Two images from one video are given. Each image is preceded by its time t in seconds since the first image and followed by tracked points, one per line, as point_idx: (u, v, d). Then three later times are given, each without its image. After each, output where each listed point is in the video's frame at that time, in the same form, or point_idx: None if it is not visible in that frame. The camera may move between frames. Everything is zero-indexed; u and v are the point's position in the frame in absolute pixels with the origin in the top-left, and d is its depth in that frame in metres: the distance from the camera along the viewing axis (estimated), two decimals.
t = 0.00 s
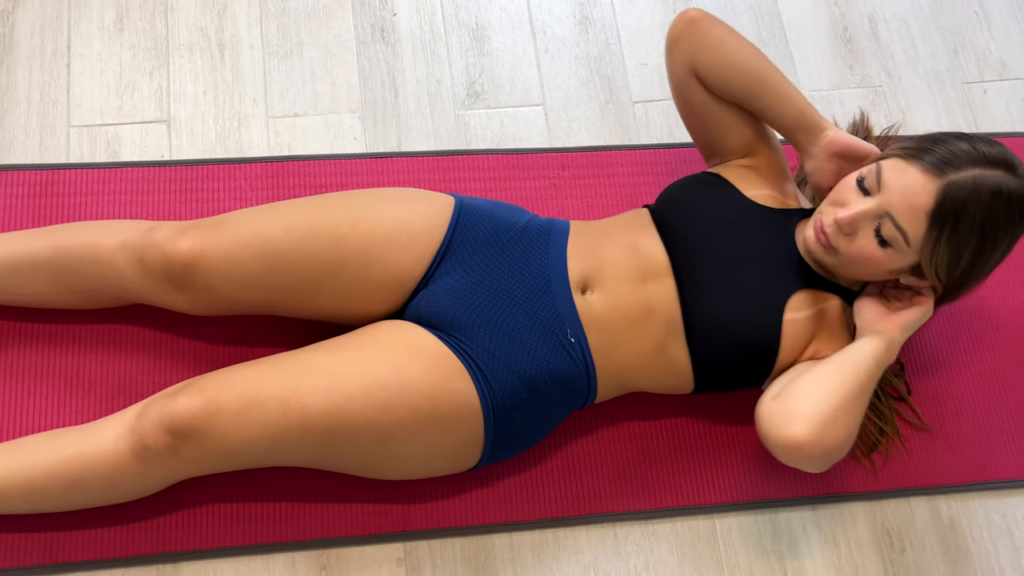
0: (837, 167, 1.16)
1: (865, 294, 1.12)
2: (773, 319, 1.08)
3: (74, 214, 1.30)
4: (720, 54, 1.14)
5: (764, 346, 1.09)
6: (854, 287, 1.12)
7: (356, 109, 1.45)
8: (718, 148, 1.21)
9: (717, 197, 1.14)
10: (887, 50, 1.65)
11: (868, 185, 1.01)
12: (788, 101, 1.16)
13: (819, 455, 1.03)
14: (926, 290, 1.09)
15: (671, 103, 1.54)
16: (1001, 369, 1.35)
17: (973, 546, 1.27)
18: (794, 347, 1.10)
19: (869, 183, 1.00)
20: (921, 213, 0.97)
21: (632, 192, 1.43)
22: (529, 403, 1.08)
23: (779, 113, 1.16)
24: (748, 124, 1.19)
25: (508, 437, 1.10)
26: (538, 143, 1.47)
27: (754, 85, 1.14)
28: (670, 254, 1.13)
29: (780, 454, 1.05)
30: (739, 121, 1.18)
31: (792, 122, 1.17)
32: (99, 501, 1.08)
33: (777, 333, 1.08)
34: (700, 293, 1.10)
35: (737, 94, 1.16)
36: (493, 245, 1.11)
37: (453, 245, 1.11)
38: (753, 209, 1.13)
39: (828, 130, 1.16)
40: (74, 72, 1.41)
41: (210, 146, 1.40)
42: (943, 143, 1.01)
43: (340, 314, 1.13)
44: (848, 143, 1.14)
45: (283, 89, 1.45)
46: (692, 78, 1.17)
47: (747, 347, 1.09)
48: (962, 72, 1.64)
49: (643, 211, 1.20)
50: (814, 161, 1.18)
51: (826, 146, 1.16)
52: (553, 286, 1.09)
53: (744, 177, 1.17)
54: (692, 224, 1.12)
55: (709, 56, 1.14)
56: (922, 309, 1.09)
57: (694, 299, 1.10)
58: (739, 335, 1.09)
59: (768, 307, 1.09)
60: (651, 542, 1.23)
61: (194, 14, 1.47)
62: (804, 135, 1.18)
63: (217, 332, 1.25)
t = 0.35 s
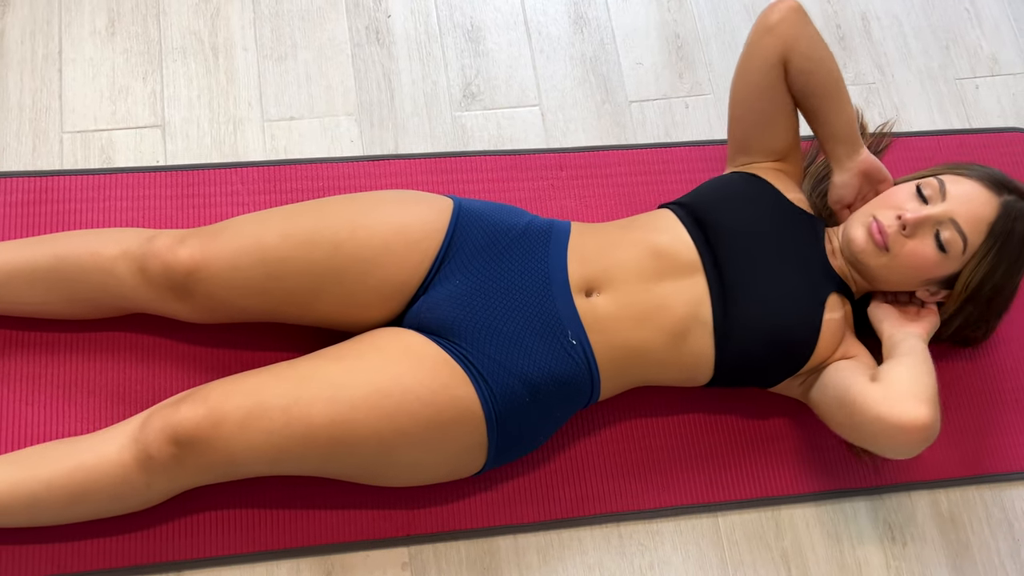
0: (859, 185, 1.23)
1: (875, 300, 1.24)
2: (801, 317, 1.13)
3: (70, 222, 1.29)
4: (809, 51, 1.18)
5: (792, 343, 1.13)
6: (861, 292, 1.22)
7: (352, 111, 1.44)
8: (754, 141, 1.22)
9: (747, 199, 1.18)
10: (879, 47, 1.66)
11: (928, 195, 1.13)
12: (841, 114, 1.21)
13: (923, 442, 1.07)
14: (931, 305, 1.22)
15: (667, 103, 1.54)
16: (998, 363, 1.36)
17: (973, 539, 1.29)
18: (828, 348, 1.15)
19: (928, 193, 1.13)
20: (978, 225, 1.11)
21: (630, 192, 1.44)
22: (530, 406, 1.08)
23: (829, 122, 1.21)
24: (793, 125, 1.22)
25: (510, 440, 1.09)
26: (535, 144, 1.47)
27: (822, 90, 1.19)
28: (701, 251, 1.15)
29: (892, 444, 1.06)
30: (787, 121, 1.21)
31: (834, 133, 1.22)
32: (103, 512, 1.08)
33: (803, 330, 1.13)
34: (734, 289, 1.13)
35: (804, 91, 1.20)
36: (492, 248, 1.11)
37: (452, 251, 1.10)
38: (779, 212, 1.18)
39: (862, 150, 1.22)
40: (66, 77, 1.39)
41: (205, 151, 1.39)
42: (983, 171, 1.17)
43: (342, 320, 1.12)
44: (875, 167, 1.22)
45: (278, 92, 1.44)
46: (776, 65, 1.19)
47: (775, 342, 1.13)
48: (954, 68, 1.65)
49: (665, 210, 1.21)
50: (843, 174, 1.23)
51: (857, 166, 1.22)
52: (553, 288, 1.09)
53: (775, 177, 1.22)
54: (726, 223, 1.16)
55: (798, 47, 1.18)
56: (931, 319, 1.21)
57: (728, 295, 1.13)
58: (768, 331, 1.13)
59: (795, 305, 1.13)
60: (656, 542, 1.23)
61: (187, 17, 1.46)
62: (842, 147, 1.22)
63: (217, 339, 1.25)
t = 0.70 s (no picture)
0: (855, 194, 1.25)
1: (870, 300, 1.27)
2: (808, 314, 1.15)
3: (62, 227, 1.28)
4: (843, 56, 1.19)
5: (798, 338, 1.14)
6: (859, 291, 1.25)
7: (346, 112, 1.44)
8: (769, 134, 1.22)
9: (758, 196, 1.19)
10: (871, 43, 1.66)
11: (933, 195, 1.16)
12: (854, 123, 1.23)
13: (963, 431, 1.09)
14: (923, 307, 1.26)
15: (661, 101, 1.54)
16: (993, 356, 1.37)
17: (970, 531, 1.29)
18: (833, 345, 1.18)
19: (933, 194, 1.16)
20: (981, 225, 1.15)
21: (625, 190, 1.44)
22: (526, 405, 1.08)
23: (843, 128, 1.23)
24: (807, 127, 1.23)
25: (506, 440, 1.09)
26: (529, 143, 1.47)
27: (845, 97, 1.21)
28: (712, 246, 1.15)
29: (936, 436, 1.07)
30: (804, 121, 1.22)
31: (842, 140, 1.23)
32: (100, 519, 1.07)
33: (808, 326, 1.15)
34: (745, 284, 1.14)
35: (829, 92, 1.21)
36: (486, 248, 1.11)
37: (444, 251, 1.10)
38: (788, 210, 1.19)
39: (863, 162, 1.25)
40: (57, 80, 1.38)
41: (198, 154, 1.38)
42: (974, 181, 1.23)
43: (340, 322, 1.12)
44: (870, 179, 1.25)
45: (271, 94, 1.43)
46: (813, 62, 1.19)
47: (782, 338, 1.14)
48: (945, 63, 1.66)
49: (672, 205, 1.21)
50: (844, 180, 1.24)
51: (857, 175, 1.24)
52: (548, 287, 1.09)
53: (782, 176, 1.23)
54: (739, 220, 1.17)
55: (833, 49, 1.19)
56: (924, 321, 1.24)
57: (738, 290, 1.13)
58: (775, 327, 1.14)
59: (803, 303, 1.15)
60: (655, 540, 1.24)
61: (178, 19, 1.45)
62: (848, 155, 1.24)
63: (212, 343, 1.24)
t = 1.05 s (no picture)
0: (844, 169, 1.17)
1: (863, 287, 1.13)
2: (759, 309, 1.08)
3: (50, 231, 1.27)
4: (758, 45, 1.13)
5: (748, 337, 1.09)
6: (849, 280, 1.13)
7: (336, 113, 1.43)
8: (723, 136, 1.20)
9: (704, 191, 1.14)
10: (862, 38, 1.66)
11: (888, 169, 1.02)
12: (812, 102, 1.17)
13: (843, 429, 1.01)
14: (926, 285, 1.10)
15: (652, 98, 1.53)
16: (986, 351, 1.37)
17: (964, 526, 1.30)
18: (787, 335, 1.09)
19: (887, 168, 1.02)
20: (938, 199, 0.99)
21: (617, 188, 1.43)
22: (529, 406, 1.08)
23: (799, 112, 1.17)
24: (761, 118, 1.19)
25: (509, 441, 1.09)
26: (520, 142, 1.46)
27: (784, 82, 1.15)
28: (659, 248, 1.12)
29: (809, 436, 1.01)
30: (753, 115, 1.18)
31: (807, 122, 1.18)
32: (93, 524, 1.06)
33: (762, 322, 1.08)
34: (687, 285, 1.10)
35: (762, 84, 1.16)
36: (486, 248, 1.10)
37: (446, 251, 1.10)
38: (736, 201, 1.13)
39: (842, 134, 1.17)
40: (43, 83, 1.37)
41: (187, 156, 1.37)
42: (968, 137, 1.04)
43: (331, 324, 1.11)
44: (863, 147, 1.16)
45: (260, 95, 1.42)
46: (725, 62, 1.15)
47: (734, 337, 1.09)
48: (935, 58, 1.66)
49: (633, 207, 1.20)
50: (824, 160, 1.18)
51: (835, 150, 1.17)
52: (548, 287, 1.09)
53: (749, 169, 1.18)
54: (677, 219, 1.13)
55: (740, 43, 1.13)
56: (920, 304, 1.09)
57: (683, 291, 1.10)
58: (725, 326, 1.09)
59: (754, 298, 1.09)
60: (651, 538, 1.23)
61: (165, 21, 1.44)
62: (821, 134, 1.18)
63: (204, 347, 1.23)
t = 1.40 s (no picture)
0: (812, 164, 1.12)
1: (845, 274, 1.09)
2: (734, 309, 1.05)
3: (40, 236, 1.27)
4: (675, 82, 1.11)
5: (719, 338, 1.06)
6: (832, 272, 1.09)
7: (325, 115, 1.43)
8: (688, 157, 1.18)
9: (678, 189, 1.12)
10: (851, 34, 1.66)
11: (827, 177, 0.98)
12: (753, 111, 1.11)
13: (766, 426, 1.00)
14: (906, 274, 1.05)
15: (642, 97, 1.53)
16: (978, 347, 1.38)
17: (957, 521, 1.30)
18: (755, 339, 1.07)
19: (826, 176, 0.99)
20: (874, 208, 0.95)
21: (607, 188, 1.43)
22: (523, 407, 1.08)
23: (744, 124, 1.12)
24: (715, 134, 1.15)
25: (504, 442, 1.09)
26: (511, 143, 1.46)
27: (716, 103, 1.11)
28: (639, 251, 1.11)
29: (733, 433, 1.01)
30: (705, 135, 1.15)
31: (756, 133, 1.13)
32: (87, 528, 1.06)
33: (735, 323, 1.05)
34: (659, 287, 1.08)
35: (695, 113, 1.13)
36: (478, 250, 1.10)
37: (439, 253, 1.09)
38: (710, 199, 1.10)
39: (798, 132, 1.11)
40: (30, 88, 1.37)
41: (176, 160, 1.36)
42: (900, 133, 0.97)
43: (322, 327, 1.11)
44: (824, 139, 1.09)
45: (249, 97, 1.42)
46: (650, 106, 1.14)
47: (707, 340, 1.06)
48: (925, 54, 1.67)
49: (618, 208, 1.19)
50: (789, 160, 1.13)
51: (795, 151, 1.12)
52: (541, 288, 1.09)
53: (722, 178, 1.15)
54: (649, 219, 1.11)
55: (658, 86, 1.11)
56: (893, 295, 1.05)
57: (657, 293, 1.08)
58: (699, 327, 1.06)
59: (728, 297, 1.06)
60: (645, 537, 1.24)
61: (152, 24, 1.44)
62: (775, 137, 1.13)
63: (196, 351, 1.23)
